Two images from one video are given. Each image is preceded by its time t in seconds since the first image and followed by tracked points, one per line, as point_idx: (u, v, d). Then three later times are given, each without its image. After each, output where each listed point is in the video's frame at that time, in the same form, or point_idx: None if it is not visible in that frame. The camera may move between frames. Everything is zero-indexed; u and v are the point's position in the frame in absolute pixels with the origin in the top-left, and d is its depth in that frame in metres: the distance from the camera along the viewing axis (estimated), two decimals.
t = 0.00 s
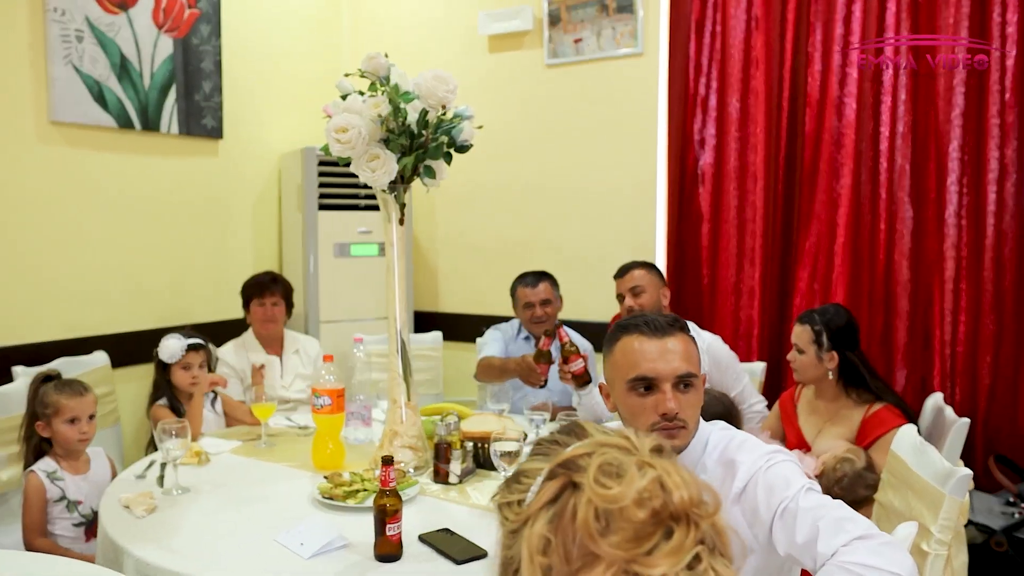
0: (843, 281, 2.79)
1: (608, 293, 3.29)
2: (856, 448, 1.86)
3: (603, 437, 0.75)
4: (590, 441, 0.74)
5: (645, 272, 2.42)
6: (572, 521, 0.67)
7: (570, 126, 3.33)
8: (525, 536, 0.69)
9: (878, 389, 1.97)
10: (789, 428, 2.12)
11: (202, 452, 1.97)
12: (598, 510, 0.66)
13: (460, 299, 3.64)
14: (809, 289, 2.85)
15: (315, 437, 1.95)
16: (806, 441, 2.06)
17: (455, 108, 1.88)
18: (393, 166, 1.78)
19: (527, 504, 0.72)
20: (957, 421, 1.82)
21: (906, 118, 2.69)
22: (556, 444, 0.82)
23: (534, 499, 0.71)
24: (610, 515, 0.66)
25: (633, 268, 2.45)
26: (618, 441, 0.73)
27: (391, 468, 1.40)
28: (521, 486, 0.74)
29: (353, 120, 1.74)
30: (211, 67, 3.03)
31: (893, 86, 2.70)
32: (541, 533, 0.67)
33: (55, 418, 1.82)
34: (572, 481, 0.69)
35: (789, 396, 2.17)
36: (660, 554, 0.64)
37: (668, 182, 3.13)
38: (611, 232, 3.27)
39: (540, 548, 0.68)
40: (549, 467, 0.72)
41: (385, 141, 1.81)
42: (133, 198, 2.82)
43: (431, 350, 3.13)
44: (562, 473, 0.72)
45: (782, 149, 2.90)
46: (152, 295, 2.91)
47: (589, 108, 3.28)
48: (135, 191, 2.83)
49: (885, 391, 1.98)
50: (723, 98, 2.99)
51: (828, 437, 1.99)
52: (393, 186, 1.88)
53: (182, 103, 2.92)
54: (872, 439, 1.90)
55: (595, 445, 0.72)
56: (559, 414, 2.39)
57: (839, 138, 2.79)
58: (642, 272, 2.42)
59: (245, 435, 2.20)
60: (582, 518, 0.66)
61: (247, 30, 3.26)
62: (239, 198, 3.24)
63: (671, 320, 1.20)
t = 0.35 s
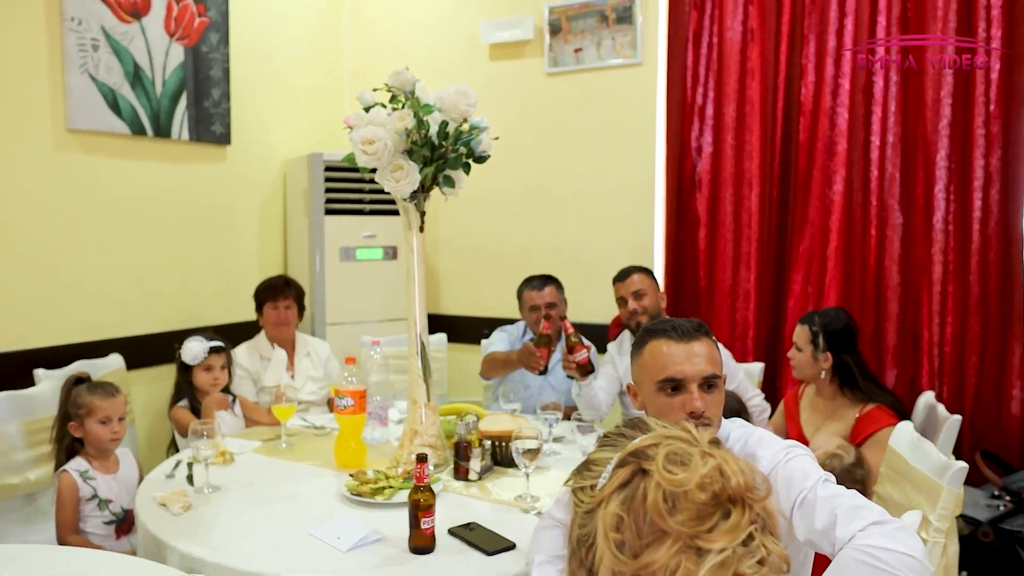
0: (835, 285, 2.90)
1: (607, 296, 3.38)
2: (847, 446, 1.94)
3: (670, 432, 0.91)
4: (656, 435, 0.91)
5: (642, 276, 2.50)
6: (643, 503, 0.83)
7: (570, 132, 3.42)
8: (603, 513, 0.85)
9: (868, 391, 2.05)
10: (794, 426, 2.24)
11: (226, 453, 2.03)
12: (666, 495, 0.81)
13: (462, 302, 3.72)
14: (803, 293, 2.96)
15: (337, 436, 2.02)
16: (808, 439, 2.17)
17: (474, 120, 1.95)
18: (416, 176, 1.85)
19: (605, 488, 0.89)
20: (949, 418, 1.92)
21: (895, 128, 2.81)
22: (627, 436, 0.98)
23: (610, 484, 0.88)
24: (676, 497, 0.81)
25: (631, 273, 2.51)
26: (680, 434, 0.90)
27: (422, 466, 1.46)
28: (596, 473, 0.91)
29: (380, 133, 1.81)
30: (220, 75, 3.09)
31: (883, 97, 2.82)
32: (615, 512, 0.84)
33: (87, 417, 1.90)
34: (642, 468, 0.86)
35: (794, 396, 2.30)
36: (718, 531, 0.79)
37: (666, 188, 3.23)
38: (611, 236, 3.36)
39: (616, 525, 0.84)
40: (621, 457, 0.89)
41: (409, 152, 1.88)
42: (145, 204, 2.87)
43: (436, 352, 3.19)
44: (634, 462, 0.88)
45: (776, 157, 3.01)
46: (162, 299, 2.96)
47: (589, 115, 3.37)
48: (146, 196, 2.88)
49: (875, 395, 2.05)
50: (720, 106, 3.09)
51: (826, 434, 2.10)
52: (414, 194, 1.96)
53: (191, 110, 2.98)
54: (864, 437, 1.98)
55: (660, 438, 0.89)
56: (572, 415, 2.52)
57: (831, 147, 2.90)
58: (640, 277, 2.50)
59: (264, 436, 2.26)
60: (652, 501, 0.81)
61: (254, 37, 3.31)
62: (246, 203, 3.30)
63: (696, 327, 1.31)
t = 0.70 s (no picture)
0: (821, 286, 3.02)
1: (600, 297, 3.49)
2: (846, 438, 2.09)
3: (729, 431, 0.98)
4: (718, 434, 0.98)
5: (642, 285, 2.53)
6: (703, 497, 0.90)
7: (564, 138, 3.52)
8: (663, 500, 0.93)
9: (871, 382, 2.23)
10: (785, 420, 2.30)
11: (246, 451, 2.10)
12: (725, 492, 0.89)
13: (458, 303, 3.81)
14: (790, 293, 3.08)
15: (353, 433, 2.10)
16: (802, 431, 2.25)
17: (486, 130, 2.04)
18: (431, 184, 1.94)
19: (664, 477, 0.96)
20: (932, 412, 2.04)
21: (877, 136, 2.95)
22: (687, 428, 1.04)
23: (670, 473, 0.95)
24: (734, 496, 0.88)
25: (629, 283, 2.54)
26: (741, 436, 0.97)
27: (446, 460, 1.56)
28: (657, 461, 0.98)
29: (397, 142, 1.89)
30: (223, 81, 3.14)
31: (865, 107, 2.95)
32: (676, 501, 0.91)
33: (112, 417, 1.97)
34: (704, 465, 0.93)
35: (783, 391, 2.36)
36: (767, 531, 0.87)
37: (657, 193, 3.34)
38: (604, 239, 3.47)
39: (674, 513, 0.91)
40: (685, 451, 0.96)
41: (424, 161, 1.97)
42: (151, 209, 2.92)
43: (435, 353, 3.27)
44: (695, 457, 0.95)
45: (764, 163, 3.13)
46: (167, 301, 3.00)
47: (582, 122, 3.48)
48: (151, 201, 2.92)
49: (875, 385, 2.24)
50: (710, 114, 3.21)
51: (821, 427, 2.20)
52: (427, 201, 2.04)
53: (195, 116, 3.03)
54: (862, 428, 2.10)
55: (724, 438, 0.96)
56: (579, 410, 2.65)
57: (817, 154, 3.03)
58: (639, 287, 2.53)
59: (279, 434, 2.34)
60: (711, 496, 0.89)
61: (255, 43, 3.36)
62: (248, 207, 3.36)
63: (699, 329, 1.42)
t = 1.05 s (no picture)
0: (806, 287, 3.15)
1: (594, 297, 3.59)
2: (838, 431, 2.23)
3: (771, 414, 1.08)
4: (762, 417, 1.07)
5: (650, 282, 2.70)
6: (765, 472, 1.00)
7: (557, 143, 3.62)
8: (726, 479, 1.01)
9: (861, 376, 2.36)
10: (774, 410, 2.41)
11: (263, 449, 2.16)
12: (785, 466, 0.98)
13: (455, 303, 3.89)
14: (777, 294, 3.21)
15: (367, 430, 2.17)
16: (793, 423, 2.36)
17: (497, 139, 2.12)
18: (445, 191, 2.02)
19: (719, 460, 1.04)
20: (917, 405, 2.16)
21: (860, 143, 3.08)
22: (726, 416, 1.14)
23: (726, 455, 1.04)
24: (793, 470, 0.98)
25: (639, 279, 2.72)
26: (782, 418, 1.07)
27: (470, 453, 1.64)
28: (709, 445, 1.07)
29: (414, 150, 1.97)
30: (224, 86, 3.19)
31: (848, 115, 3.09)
32: (741, 479, 1.00)
33: (133, 415, 2.03)
34: (759, 445, 1.02)
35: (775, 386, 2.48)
36: (822, 497, 0.98)
37: (648, 196, 3.45)
38: (597, 241, 3.58)
39: (739, 490, 1.00)
40: (738, 434, 1.05)
41: (438, 168, 2.05)
42: (155, 212, 2.97)
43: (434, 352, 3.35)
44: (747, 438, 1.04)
45: (752, 168, 3.26)
46: (171, 303, 3.05)
47: (575, 127, 3.58)
48: (155, 204, 2.96)
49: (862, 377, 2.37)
50: (700, 120, 3.32)
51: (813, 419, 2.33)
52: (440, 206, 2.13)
53: (199, 120, 3.07)
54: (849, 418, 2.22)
55: (767, 421, 1.06)
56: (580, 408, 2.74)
57: (802, 160, 3.16)
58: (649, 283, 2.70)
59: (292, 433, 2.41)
60: (775, 471, 0.98)
61: (254, 48, 3.41)
62: (248, 209, 3.42)
63: (698, 328, 1.54)
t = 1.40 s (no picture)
0: (791, 286, 3.28)
1: (587, 297, 3.71)
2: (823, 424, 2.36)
3: (777, 403, 1.19)
4: (767, 406, 1.18)
5: (655, 284, 2.82)
6: (767, 452, 1.10)
7: (550, 148, 3.73)
8: (732, 460, 1.12)
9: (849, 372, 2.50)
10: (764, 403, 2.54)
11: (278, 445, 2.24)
12: (784, 447, 1.09)
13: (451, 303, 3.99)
14: (764, 294, 3.34)
15: (379, 426, 2.26)
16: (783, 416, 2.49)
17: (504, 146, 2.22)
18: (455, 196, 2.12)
19: (728, 444, 1.16)
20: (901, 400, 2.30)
21: (842, 150, 3.22)
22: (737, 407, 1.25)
23: (735, 440, 1.15)
24: (792, 449, 1.08)
25: (645, 278, 2.84)
26: (785, 406, 1.18)
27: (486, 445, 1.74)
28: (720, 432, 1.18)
29: (427, 157, 2.06)
30: (227, 92, 3.26)
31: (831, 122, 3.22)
32: (746, 458, 1.10)
33: (154, 414, 2.10)
34: (762, 429, 1.13)
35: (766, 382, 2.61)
36: (819, 474, 1.07)
37: (640, 199, 3.57)
38: (590, 243, 3.69)
39: (745, 469, 1.11)
40: (744, 421, 1.16)
41: (448, 175, 2.15)
42: (161, 215, 3.03)
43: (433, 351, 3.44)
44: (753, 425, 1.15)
45: (739, 173, 3.38)
46: (177, 304, 3.12)
47: (568, 132, 3.69)
48: (161, 207, 3.03)
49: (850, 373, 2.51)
50: (689, 126, 3.44)
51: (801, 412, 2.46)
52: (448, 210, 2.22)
53: (203, 125, 3.14)
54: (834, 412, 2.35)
55: (772, 409, 1.17)
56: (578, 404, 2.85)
57: (787, 165, 3.29)
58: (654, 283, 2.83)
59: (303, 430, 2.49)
60: (775, 451, 1.09)
61: (255, 55, 3.48)
62: (250, 212, 3.49)
63: (659, 341, 1.70)
